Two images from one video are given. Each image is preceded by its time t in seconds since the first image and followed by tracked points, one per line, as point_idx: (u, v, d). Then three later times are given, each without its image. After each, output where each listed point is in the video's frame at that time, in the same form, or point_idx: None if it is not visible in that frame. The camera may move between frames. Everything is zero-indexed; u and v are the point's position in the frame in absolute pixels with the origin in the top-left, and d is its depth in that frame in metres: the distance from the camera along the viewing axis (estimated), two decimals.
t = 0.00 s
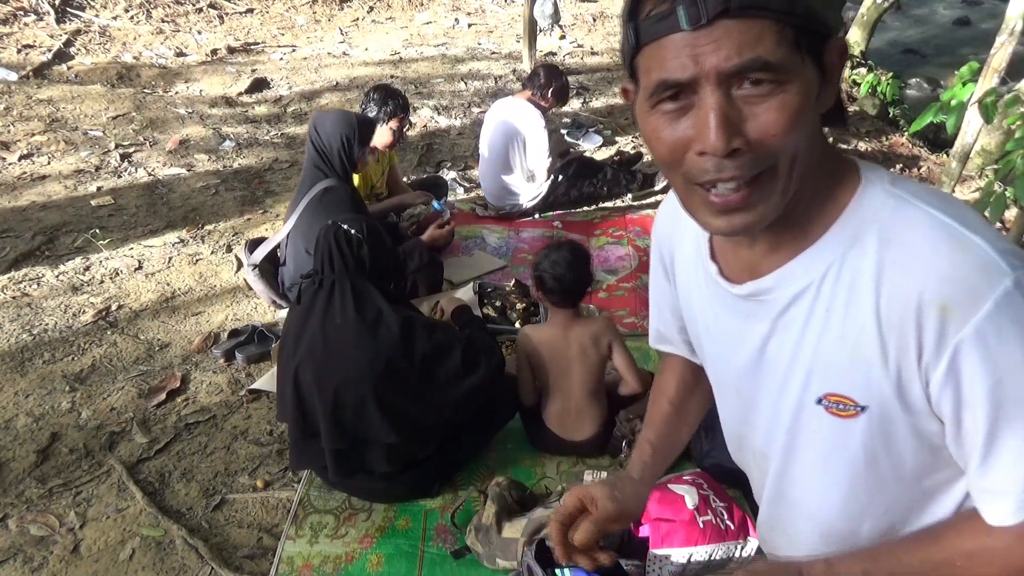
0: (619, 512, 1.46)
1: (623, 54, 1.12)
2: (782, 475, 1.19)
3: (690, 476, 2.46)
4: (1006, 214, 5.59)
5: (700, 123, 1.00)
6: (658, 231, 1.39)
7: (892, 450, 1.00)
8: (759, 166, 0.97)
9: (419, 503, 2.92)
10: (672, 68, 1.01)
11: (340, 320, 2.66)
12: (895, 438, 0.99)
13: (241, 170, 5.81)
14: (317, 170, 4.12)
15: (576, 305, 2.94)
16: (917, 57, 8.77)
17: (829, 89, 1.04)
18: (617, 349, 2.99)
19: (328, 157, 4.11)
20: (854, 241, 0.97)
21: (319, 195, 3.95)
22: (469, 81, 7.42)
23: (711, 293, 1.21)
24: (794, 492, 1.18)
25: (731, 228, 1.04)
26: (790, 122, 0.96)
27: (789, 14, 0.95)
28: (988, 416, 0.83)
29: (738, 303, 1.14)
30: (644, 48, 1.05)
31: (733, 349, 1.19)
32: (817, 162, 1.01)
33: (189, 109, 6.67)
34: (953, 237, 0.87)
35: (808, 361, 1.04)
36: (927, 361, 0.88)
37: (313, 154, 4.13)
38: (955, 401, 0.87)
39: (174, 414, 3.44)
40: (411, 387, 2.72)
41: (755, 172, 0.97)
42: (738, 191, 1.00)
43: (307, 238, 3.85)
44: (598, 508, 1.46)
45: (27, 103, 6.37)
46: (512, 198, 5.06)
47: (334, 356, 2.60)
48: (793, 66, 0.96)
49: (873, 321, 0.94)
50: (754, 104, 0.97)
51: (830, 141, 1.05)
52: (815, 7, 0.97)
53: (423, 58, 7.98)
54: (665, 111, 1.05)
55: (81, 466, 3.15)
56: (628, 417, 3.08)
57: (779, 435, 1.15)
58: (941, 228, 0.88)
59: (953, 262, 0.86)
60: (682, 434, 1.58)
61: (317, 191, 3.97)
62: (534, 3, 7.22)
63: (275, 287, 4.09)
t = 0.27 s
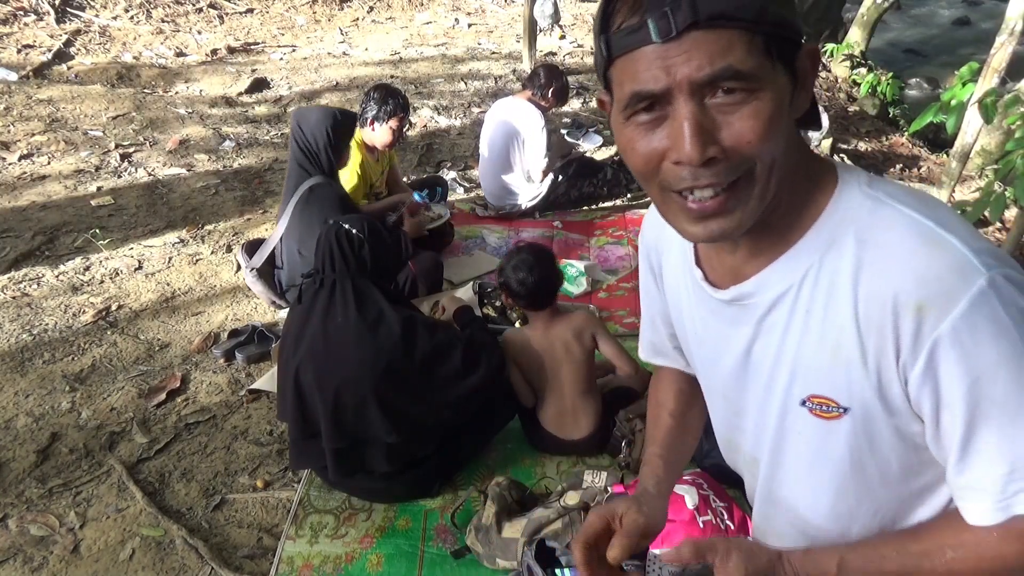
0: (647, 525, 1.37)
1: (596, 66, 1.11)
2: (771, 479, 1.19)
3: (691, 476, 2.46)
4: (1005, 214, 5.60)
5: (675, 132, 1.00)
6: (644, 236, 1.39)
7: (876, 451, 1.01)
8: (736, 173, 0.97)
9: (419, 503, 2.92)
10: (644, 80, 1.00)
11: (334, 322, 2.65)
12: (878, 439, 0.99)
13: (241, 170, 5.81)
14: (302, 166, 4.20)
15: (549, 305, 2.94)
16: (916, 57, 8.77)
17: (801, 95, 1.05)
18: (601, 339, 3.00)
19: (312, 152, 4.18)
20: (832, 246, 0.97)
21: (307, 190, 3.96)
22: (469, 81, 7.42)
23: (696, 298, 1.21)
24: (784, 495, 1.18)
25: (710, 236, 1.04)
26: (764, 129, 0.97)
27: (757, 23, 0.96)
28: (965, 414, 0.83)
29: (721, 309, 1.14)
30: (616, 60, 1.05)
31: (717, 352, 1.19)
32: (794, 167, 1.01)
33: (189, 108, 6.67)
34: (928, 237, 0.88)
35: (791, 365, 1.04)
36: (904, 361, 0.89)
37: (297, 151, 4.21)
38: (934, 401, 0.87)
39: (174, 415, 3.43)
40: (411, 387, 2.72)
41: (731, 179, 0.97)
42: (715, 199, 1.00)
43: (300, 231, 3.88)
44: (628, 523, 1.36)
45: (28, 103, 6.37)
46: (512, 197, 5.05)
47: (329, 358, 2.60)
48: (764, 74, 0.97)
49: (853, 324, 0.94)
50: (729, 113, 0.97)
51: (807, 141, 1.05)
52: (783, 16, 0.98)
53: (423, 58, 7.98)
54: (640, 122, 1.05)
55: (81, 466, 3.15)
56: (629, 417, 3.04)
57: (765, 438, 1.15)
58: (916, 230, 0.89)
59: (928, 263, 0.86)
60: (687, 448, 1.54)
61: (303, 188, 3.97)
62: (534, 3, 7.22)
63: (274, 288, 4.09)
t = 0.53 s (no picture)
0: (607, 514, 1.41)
1: (603, 64, 1.11)
2: (773, 481, 1.19)
3: (690, 476, 2.46)
4: (1005, 214, 5.59)
5: (682, 132, 1.00)
6: (648, 235, 1.39)
7: (881, 457, 1.01)
8: (743, 174, 0.97)
9: (419, 503, 2.92)
10: (652, 78, 1.01)
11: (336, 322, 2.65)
12: (883, 445, 0.99)
13: (241, 170, 5.81)
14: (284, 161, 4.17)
15: (544, 305, 3.00)
16: (916, 57, 8.77)
17: (810, 93, 1.05)
18: (596, 335, 3.08)
19: (291, 145, 4.17)
20: (841, 249, 0.97)
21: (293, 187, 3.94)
22: (469, 81, 7.42)
23: (701, 298, 1.21)
24: (785, 498, 1.18)
25: (717, 238, 1.04)
26: (771, 129, 0.97)
27: (766, 21, 0.96)
28: (972, 423, 0.82)
29: (727, 310, 1.14)
30: (621, 58, 1.05)
31: (722, 354, 1.19)
32: (801, 168, 1.01)
33: (189, 109, 6.67)
34: (936, 243, 0.88)
35: (797, 367, 1.04)
36: (912, 367, 0.89)
37: (278, 147, 4.17)
38: (941, 408, 0.86)
39: (174, 415, 3.43)
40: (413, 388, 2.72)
41: (737, 179, 0.97)
42: (722, 199, 1.00)
43: (291, 226, 3.89)
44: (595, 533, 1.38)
45: (28, 103, 6.37)
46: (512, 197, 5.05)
47: (332, 358, 2.60)
48: (772, 72, 0.97)
49: (860, 328, 0.94)
50: (736, 111, 0.97)
51: (812, 141, 1.05)
52: (791, 13, 0.98)
53: (423, 58, 7.98)
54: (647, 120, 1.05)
55: (81, 466, 3.15)
56: (628, 417, 3.04)
57: (769, 440, 1.15)
58: (927, 235, 0.89)
59: (937, 269, 0.86)
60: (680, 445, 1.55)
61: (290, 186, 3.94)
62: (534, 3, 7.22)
63: (274, 289, 4.08)
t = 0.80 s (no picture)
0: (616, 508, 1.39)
1: (623, 57, 1.11)
2: (779, 479, 1.19)
3: (690, 476, 2.46)
4: (1005, 214, 5.59)
5: (702, 129, 1.01)
6: (659, 231, 1.39)
7: (891, 456, 1.01)
8: (760, 172, 0.97)
9: (419, 504, 2.92)
10: (674, 75, 1.01)
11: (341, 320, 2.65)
12: (894, 444, 0.99)
13: (241, 170, 5.81)
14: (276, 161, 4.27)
15: (572, 297, 2.96)
16: (916, 57, 8.77)
17: (833, 93, 1.04)
18: (613, 343, 3.02)
19: (283, 145, 4.28)
20: (857, 247, 0.97)
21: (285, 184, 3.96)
22: (469, 81, 7.42)
23: (713, 294, 1.21)
24: (789, 496, 1.18)
25: (732, 233, 1.04)
26: (793, 129, 0.97)
27: (792, 19, 0.95)
28: (987, 425, 0.83)
29: (739, 306, 1.15)
30: (643, 53, 1.05)
31: (733, 351, 1.19)
32: (819, 167, 1.01)
33: (189, 108, 6.67)
34: (955, 244, 0.88)
35: (809, 364, 1.04)
36: (927, 368, 0.89)
37: (268, 147, 4.28)
38: (955, 411, 0.87)
39: (174, 415, 3.43)
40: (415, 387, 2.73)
41: (756, 178, 0.98)
42: (740, 196, 1.00)
43: (287, 222, 3.88)
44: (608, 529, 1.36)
45: (28, 103, 6.37)
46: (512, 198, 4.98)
47: (337, 357, 2.60)
48: (796, 72, 0.96)
49: (875, 326, 0.94)
50: (758, 109, 0.97)
51: (832, 140, 1.05)
52: (818, 12, 0.97)
53: (423, 58, 7.98)
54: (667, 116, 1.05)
55: (81, 466, 3.15)
56: (629, 417, 3.08)
57: (777, 437, 1.15)
58: (945, 236, 0.89)
59: (955, 271, 0.86)
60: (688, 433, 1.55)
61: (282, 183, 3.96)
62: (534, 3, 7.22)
63: (274, 289, 4.09)
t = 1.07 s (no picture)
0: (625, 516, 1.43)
1: (635, 52, 1.11)
2: (783, 478, 1.19)
3: (690, 476, 2.46)
4: (1006, 214, 5.58)
5: (714, 126, 1.01)
6: (665, 227, 1.40)
7: (899, 455, 1.01)
8: (771, 171, 0.98)
9: (419, 503, 2.92)
10: (687, 71, 1.01)
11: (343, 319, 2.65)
12: (903, 442, 0.99)
13: (241, 170, 5.81)
14: (274, 159, 4.28)
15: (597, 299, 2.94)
16: (916, 57, 8.76)
17: (844, 88, 1.05)
18: (628, 352, 2.99)
19: (280, 144, 4.29)
20: (869, 244, 0.97)
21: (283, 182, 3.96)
22: (469, 81, 7.42)
23: (720, 292, 1.21)
24: (794, 494, 1.18)
25: (742, 230, 1.04)
26: (806, 128, 0.97)
27: (807, 16, 0.95)
28: (995, 423, 0.83)
29: (747, 304, 1.14)
30: (657, 49, 1.05)
31: (741, 349, 1.18)
32: (828, 165, 1.01)
33: (189, 109, 6.67)
34: (967, 242, 0.88)
35: (818, 362, 1.04)
36: (937, 367, 0.89)
37: (265, 146, 4.30)
38: (963, 409, 0.87)
39: (174, 415, 3.43)
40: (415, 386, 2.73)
41: (767, 176, 0.98)
42: (751, 193, 1.00)
43: (287, 219, 3.88)
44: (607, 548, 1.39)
45: (27, 103, 6.37)
46: (513, 198, 4.98)
47: (339, 356, 2.60)
48: (809, 69, 0.96)
49: (885, 325, 0.94)
50: (771, 107, 0.97)
51: (841, 137, 1.05)
52: (831, 9, 0.97)
53: (423, 58, 7.97)
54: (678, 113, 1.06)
55: (81, 466, 3.15)
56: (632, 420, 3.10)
57: (783, 435, 1.14)
58: (956, 233, 0.89)
59: (966, 269, 0.86)
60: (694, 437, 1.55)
61: (280, 180, 3.96)
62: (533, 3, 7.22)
63: (274, 288, 4.11)
